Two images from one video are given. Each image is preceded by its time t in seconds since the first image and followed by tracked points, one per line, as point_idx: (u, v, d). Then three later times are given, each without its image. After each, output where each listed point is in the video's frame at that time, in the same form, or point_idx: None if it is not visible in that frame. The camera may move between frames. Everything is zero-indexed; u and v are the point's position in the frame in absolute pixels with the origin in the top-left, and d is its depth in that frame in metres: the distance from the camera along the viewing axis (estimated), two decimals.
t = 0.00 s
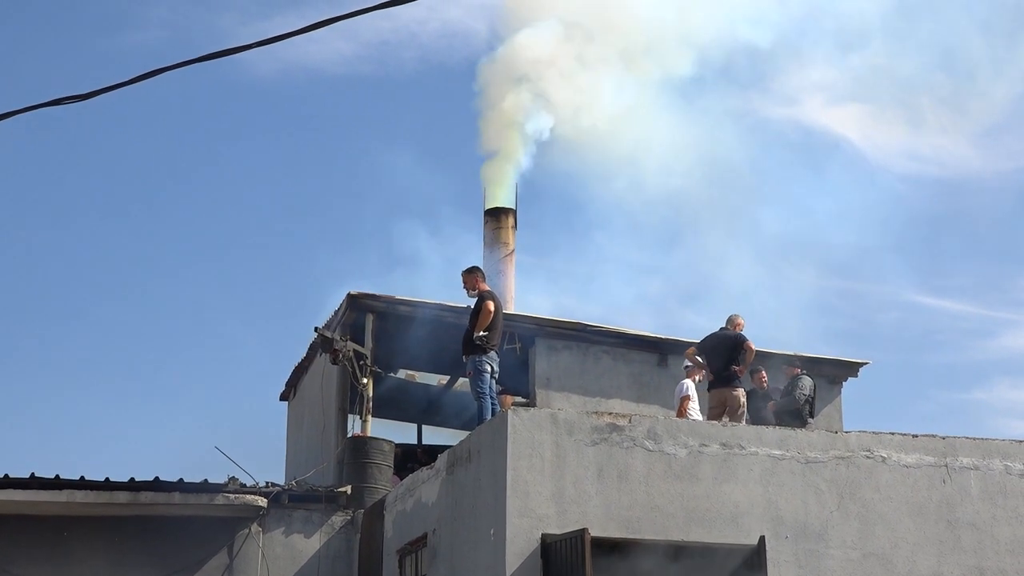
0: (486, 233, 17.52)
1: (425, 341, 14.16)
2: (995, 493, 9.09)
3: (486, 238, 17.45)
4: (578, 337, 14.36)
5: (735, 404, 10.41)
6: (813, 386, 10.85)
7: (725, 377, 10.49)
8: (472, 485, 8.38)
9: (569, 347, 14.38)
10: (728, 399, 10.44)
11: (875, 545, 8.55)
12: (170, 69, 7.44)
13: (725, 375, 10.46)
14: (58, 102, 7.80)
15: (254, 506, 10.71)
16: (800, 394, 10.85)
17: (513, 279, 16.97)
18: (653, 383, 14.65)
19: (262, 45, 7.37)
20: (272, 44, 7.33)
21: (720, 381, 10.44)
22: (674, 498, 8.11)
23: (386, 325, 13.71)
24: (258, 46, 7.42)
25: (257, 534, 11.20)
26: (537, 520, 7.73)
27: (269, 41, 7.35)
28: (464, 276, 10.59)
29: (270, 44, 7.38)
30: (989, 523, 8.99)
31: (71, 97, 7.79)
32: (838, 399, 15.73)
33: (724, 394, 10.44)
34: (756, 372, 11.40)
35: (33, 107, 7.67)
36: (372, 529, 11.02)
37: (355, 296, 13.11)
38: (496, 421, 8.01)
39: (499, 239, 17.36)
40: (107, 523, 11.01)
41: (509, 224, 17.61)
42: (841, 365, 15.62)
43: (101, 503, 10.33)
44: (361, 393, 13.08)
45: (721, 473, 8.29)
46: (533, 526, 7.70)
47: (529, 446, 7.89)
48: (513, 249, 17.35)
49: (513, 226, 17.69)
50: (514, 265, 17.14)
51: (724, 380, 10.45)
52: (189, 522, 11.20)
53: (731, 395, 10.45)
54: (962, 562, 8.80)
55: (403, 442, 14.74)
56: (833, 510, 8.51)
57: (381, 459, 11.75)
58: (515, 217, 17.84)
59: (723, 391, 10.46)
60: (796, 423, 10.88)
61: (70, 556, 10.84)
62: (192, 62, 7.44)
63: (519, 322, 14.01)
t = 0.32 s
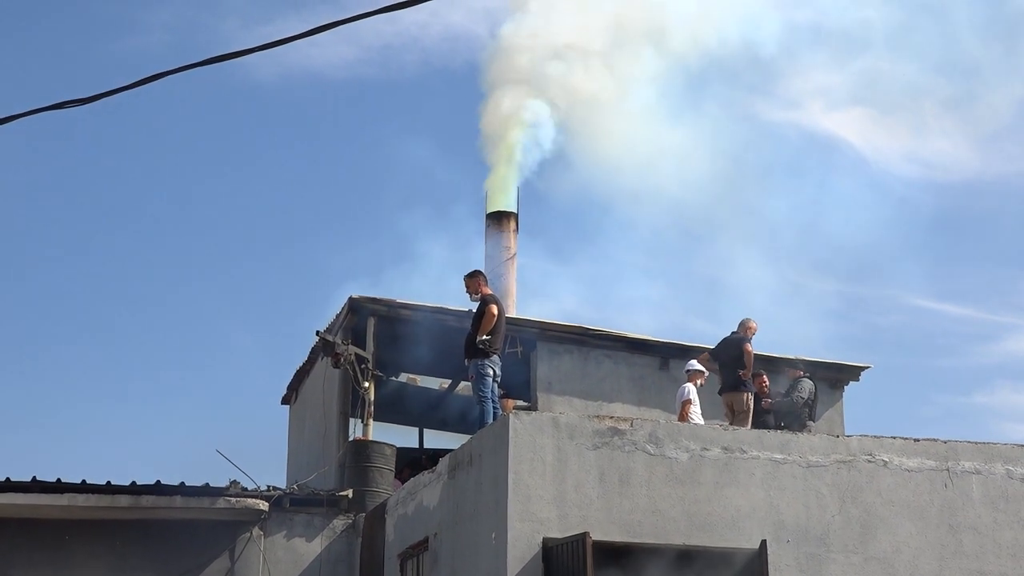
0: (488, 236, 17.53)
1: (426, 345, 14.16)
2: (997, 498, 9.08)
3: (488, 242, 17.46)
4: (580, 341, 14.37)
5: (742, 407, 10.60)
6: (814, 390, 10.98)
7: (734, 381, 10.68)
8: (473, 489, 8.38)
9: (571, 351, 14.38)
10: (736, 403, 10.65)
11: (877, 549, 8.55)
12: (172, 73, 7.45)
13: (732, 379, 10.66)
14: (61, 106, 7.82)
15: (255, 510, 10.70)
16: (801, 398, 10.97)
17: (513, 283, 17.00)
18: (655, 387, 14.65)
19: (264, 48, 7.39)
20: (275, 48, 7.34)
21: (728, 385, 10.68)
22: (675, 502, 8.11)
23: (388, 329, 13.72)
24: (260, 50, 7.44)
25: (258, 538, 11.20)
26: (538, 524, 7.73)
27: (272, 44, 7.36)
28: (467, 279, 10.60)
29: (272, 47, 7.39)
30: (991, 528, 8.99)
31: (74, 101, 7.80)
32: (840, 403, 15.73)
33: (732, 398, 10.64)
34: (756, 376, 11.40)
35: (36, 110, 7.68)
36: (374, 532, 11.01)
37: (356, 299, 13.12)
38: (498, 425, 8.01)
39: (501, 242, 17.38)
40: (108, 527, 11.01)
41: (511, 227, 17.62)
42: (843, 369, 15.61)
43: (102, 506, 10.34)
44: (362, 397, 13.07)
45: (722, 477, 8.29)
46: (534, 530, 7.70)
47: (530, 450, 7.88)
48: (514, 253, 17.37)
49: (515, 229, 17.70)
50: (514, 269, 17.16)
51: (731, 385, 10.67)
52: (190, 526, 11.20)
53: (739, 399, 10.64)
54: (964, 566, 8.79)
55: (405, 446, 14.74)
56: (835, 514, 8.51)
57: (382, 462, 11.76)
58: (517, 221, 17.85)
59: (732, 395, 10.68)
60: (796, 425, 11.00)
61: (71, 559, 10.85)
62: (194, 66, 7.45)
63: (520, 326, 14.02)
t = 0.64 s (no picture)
0: (490, 240, 17.55)
1: (428, 349, 14.16)
2: (998, 502, 9.07)
3: (489, 246, 17.48)
4: (581, 345, 14.37)
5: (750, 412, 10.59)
6: (813, 393, 11.06)
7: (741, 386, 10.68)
8: (474, 493, 8.38)
9: (572, 355, 14.38)
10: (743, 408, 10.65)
11: (878, 554, 8.54)
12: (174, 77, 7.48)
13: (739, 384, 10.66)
14: (62, 110, 7.84)
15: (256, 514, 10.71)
16: (797, 401, 11.05)
17: (513, 285, 16.98)
18: (656, 391, 14.64)
19: (267, 52, 7.42)
20: (277, 52, 7.38)
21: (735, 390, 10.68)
22: (676, 506, 8.11)
23: (389, 333, 13.73)
24: (261, 55, 7.46)
25: (260, 542, 11.21)
26: (539, 528, 7.73)
27: (274, 49, 7.40)
28: (468, 283, 10.60)
29: (273, 52, 7.42)
30: (992, 532, 8.98)
31: (75, 106, 7.82)
32: (841, 407, 15.72)
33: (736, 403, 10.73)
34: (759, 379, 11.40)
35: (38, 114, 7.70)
36: (375, 536, 11.02)
37: (356, 303, 13.13)
38: (499, 429, 8.01)
39: (502, 246, 17.40)
40: (109, 531, 11.02)
41: (512, 231, 17.64)
42: (843, 372, 15.61)
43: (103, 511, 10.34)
44: (364, 401, 13.07)
45: (723, 481, 8.28)
46: (536, 534, 7.70)
47: (531, 454, 7.89)
48: (515, 256, 17.38)
49: (517, 233, 17.71)
50: (515, 272, 17.16)
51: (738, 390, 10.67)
52: (192, 530, 11.20)
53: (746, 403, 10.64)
54: (965, 570, 8.78)
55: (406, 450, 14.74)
56: (836, 519, 8.50)
57: (384, 466, 11.77)
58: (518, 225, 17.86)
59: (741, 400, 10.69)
60: (793, 428, 11.07)
61: (72, 564, 10.85)
62: (196, 70, 7.48)
63: (522, 330, 14.03)
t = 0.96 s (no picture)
0: (491, 245, 17.57)
1: (429, 354, 14.17)
2: (999, 506, 9.07)
3: (490, 250, 17.50)
4: (582, 349, 14.38)
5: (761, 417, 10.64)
6: (812, 396, 11.09)
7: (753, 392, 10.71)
8: (476, 497, 8.39)
9: (573, 360, 14.39)
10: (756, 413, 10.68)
11: (880, 558, 8.54)
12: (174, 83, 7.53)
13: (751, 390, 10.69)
14: (62, 116, 7.89)
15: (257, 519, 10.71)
16: (795, 405, 11.09)
17: (513, 288, 16.98)
18: (657, 395, 14.64)
19: (267, 58, 7.45)
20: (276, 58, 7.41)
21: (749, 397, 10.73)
22: (677, 510, 8.11)
23: (390, 338, 13.75)
24: (260, 61, 7.49)
25: (261, 547, 11.21)
26: (541, 533, 7.73)
27: (274, 54, 7.43)
28: (468, 289, 10.61)
29: (272, 57, 7.45)
30: (993, 535, 8.98)
31: (75, 111, 7.87)
32: (842, 411, 15.73)
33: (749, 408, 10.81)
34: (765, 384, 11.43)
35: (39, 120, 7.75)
36: (376, 541, 11.03)
37: (357, 308, 13.15)
38: (500, 434, 8.02)
39: (503, 251, 17.42)
40: (110, 537, 11.02)
41: (512, 235, 17.67)
42: (844, 376, 15.60)
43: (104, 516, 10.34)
44: (365, 406, 13.07)
45: (724, 485, 8.29)
46: (538, 538, 7.71)
47: (532, 459, 7.89)
48: (516, 260, 17.39)
49: (517, 238, 17.74)
50: (515, 276, 17.16)
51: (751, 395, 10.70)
52: (192, 536, 11.20)
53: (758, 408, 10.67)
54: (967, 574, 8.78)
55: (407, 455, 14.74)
56: (837, 523, 8.50)
57: (385, 471, 11.77)
58: (518, 229, 17.89)
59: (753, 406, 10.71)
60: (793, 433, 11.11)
61: (73, 569, 10.85)
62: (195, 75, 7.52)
63: (523, 335, 14.04)
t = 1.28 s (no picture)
0: (491, 246, 17.58)
1: (430, 354, 14.18)
2: (1001, 505, 9.07)
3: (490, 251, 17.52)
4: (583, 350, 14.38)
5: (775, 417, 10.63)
6: (813, 395, 11.15)
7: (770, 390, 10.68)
8: (477, 498, 8.39)
9: (574, 360, 14.40)
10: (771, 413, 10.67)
11: (881, 557, 8.55)
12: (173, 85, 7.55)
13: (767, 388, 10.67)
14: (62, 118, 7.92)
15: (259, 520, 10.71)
16: (797, 404, 11.12)
17: (513, 288, 16.96)
18: (658, 395, 14.65)
19: (266, 59, 7.47)
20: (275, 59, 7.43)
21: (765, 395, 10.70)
22: (679, 511, 8.12)
23: (390, 339, 13.75)
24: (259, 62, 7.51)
25: (263, 548, 11.22)
26: (542, 533, 7.73)
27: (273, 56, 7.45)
28: (468, 290, 10.61)
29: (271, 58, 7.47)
30: (995, 534, 8.98)
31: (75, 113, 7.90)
32: (843, 411, 15.72)
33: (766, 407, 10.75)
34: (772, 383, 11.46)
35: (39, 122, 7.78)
36: (377, 541, 11.04)
37: (358, 309, 13.16)
38: (501, 434, 8.02)
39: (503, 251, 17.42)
40: (111, 538, 11.02)
41: (512, 236, 17.67)
42: (845, 376, 15.60)
43: (106, 517, 10.34)
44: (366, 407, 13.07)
45: (726, 485, 8.29)
46: (539, 539, 7.71)
47: (533, 459, 7.89)
48: (517, 261, 17.38)
49: (518, 238, 17.74)
50: (516, 276, 17.15)
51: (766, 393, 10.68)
52: (193, 537, 11.20)
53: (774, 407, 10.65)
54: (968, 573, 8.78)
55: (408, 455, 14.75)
56: (839, 522, 8.50)
57: (386, 472, 11.78)
58: (519, 231, 17.89)
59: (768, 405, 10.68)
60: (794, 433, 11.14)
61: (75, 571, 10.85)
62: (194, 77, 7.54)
63: (524, 335, 14.05)
